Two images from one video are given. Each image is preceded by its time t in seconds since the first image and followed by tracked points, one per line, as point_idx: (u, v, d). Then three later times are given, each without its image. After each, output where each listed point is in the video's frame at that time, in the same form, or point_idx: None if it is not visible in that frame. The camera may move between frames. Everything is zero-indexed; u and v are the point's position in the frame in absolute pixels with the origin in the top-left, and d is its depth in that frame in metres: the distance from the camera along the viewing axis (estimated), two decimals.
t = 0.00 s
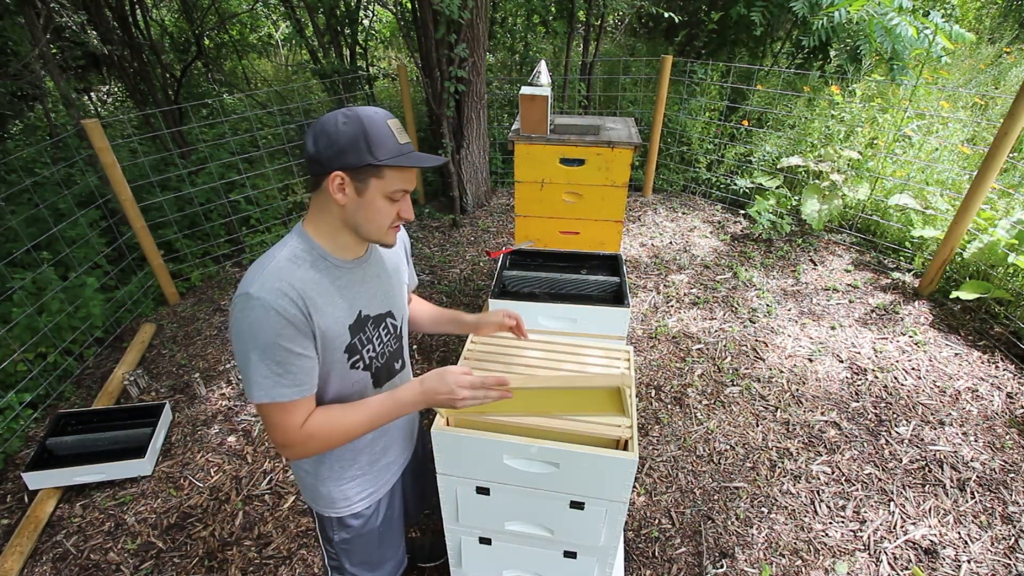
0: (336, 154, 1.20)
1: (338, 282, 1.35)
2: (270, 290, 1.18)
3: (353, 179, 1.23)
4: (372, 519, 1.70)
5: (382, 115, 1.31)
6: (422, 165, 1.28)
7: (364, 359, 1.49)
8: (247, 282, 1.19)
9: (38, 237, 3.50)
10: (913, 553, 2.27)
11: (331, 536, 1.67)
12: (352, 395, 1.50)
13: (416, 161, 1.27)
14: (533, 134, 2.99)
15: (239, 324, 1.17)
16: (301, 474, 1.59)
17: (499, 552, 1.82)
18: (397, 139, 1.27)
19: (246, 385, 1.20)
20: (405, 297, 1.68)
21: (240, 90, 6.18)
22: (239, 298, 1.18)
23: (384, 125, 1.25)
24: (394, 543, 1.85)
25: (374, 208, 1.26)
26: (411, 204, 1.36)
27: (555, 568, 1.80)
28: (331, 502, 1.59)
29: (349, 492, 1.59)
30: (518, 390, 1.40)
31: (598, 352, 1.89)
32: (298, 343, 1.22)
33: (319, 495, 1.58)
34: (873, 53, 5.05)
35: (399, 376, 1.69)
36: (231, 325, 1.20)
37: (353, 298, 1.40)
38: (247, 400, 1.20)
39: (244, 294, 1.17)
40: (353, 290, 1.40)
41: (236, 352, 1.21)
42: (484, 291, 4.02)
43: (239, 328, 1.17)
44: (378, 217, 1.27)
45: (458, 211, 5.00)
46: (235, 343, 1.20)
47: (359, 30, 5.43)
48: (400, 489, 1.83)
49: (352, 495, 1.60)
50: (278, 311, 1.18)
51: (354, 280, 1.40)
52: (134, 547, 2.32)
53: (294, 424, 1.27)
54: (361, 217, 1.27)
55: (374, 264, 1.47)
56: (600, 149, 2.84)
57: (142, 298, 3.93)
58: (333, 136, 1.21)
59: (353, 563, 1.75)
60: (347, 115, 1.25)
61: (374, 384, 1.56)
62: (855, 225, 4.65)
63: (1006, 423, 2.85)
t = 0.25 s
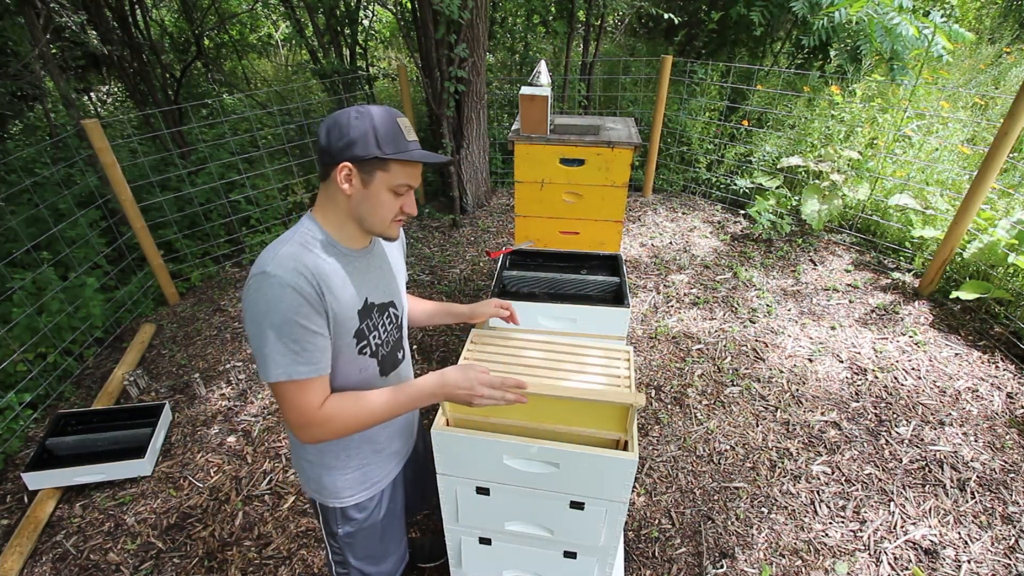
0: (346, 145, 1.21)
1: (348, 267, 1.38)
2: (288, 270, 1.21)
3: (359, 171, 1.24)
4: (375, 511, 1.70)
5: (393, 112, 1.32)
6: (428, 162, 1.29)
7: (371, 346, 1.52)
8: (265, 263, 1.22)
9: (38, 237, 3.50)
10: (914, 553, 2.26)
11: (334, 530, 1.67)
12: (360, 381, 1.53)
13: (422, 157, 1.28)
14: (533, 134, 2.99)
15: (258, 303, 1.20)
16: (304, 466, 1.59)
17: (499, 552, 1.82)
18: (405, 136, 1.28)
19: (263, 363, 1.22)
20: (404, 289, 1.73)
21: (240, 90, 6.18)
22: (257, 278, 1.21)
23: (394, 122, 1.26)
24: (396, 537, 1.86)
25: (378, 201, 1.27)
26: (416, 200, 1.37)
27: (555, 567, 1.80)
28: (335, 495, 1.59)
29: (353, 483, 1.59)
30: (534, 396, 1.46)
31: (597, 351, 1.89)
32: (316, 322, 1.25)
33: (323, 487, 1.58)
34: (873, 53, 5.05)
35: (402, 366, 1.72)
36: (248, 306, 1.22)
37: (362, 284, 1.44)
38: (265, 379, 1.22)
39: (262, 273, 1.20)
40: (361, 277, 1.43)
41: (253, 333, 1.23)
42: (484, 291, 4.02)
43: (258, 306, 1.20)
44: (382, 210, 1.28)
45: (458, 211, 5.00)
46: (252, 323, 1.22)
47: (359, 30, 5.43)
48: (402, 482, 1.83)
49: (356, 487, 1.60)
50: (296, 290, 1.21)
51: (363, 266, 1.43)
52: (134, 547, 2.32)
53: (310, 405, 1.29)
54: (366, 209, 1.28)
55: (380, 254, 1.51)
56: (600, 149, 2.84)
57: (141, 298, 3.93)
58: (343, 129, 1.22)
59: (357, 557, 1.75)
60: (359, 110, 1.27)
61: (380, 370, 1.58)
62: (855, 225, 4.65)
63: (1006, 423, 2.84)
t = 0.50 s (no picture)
0: (349, 141, 1.22)
1: (354, 259, 1.40)
2: (297, 256, 1.22)
3: (362, 166, 1.24)
4: (377, 504, 1.71)
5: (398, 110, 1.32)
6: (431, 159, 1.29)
7: (374, 338, 1.53)
8: (274, 250, 1.23)
9: (38, 237, 3.50)
10: (914, 553, 2.27)
11: (336, 524, 1.67)
12: (363, 373, 1.53)
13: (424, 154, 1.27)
14: (533, 134, 2.99)
15: (267, 289, 1.20)
16: (305, 459, 1.59)
17: (499, 552, 1.82)
18: (409, 133, 1.27)
19: (271, 349, 1.22)
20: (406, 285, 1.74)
21: (240, 90, 6.18)
22: (265, 265, 1.21)
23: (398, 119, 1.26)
24: (397, 531, 1.86)
25: (380, 196, 1.28)
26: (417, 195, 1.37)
27: (555, 567, 1.80)
28: (337, 487, 1.59)
29: (355, 474, 1.60)
30: (534, 404, 1.47)
31: (597, 350, 1.91)
32: (324, 310, 1.26)
33: (325, 480, 1.58)
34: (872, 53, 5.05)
35: (404, 360, 1.73)
36: (256, 292, 1.22)
37: (367, 275, 1.45)
38: (273, 366, 1.22)
39: (272, 260, 1.21)
40: (366, 269, 1.45)
41: (261, 320, 1.23)
42: (484, 291, 4.02)
43: (268, 293, 1.20)
44: (383, 205, 1.29)
45: (458, 211, 5.00)
46: (259, 311, 1.22)
47: (359, 31, 5.43)
48: (402, 476, 1.84)
49: (357, 479, 1.61)
50: (305, 277, 1.23)
51: (367, 258, 1.45)
52: (134, 547, 2.32)
53: (318, 394, 1.29)
54: (368, 203, 1.28)
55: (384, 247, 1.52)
56: (600, 149, 2.84)
57: (141, 298, 3.93)
58: (348, 124, 1.23)
59: (358, 551, 1.75)
60: (365, 107, 1.27)
61: (384, 363, 1.59)
62: (855, 225, 4.65)
63: (1006, 423, 2.84)
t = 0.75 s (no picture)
0: (352, 145, 1.21)
1: (354, 257, 1.40)
2: (298, 254, 1.23)
3: (363, 171, 1.24)
4: (376, 500, 1.71)
5: (405, 118, 1.32)
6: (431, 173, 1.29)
7: (374, 336, 1.53)
8: (274, 249, 1.23)
9: (38, 237, 3.50)
10: (914, 553, 2.27)
11: (336, 520, 1.67)
12: (363, 371, 1.53)
13: (425, 168, 1.28)
14: (533, 134, 2.99)
15: (268, 287, 1.20)
16: (304, 455, 1.59)
17: (499, 552, 1.82)
18: (412, 143, 1.27)
19: (273, 347, 1.22)
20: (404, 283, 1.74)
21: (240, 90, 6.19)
22: (265, 263, 1.22)
23: (404, 129, 1.26)
24: (396, 528, 1.86)
25: (376, 202, 1.28)
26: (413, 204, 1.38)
27: (555, 568, 1.80)
28: (336, 483, 1.59)
29: (354, 470, 1.60)
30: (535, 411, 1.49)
31: (597, 351, 1.92)
32: (325, 308, 1.26)
33: (324, 476, 1.58)
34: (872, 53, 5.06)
35: (403, 357, 1.74)
36: (257, 291, 1.22)
37: (367, 273, 1.45)
38: (274, 364, 1.22)
39: (272, 259, 1.21)
40: (366, 267, 1.45)
41: (262, 318, 1.23)
42: (484, 291, 4.02)
43: (268, 291, 1.20)
44: (379, 211, 1.29)
45: (457, 211, 5.01)
46: (260, 309, 1.23)
47: (359, 31, 5.43)
48: (401, 473, 1.84)
49: (355, 474, 1.61)
50: (306, 275, 1.23)
51: (367, 256, 1.45)
52: (134, 547, 2.32)
53: (320, 391, 1.29)
54: (364, 207, 1.29)
55: (385, 246, 1.53)
56: (599, 149, 2.84)
57: (142, 298, 3.93)
58: (352, 128, 1.22)
59: (358, 548, 1.75)
60: (372, 111, 1.26)
61: (383, 360, 1.59)
62: (855, 225, 4.65)
63: (1006, 423, 2.84)
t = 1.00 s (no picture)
0: (352, 151, 1.21)
1: (354, 259, 1.40)
2: (298, 256, 1.23)
3: (361, 179, 1.24)
4: (375, 498, 1.71)
5: (409, 127, 1.31)
6: (428, 188, 1.29)
7: (374, 335, 1.54)
8: (274, 251, 1.23)
9: (38, 237, 3.51)
10: (914, 553, 2.27)
11: (335, 519, 1.67)
12: (364, 370, 1.54)
13: (422, 183, 1.28)
14: (533, 135, 2.99)
15: (269, 289, 1.20)
16: (303, 454, 1.60)
17: (499, 552, 1.82)
18: (412, 156, 1.27)
19: (274, 349, 1.22)
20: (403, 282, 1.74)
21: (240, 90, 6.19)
22: (266, 265, 1.21)
23: (405, 140, 1.25)
24: (395, 526, 1.86)
25: (372, 211, 1.28)
26: (410, 213, 1.38)
27: (555, 568, 1.80)
28: (336, 481, 1.59)
29: (354, 468, 1.60)
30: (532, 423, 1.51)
31: (597, 351, 1.93)
32: (327, 310, 1.27)
33: (323, 474, 1.58)
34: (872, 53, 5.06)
35: (402, 357, 1.74)
36: (257, 293, 1.22)
37: (366, 274, 1.46)
38: (276, 365, 1.22)
39: (272, 261, 1.21)
40: (365, 267, 1.45)
41: (263, 320, 1.23)
42: (484, 291, 4.02)
43: (269, 293, 1.20)
44: (374, 219, 1.29)
45: (457, 211, 5.01)
46: (261, 311, 1.23)
47: (359, 31, 5.44)
48: (400, 470, 1.85)
49: (354, 472, 1.61)
50: (307, 277, 1.23)
51: (367, 257, 1.45)
52: (134, 547, 2.32)
53: (322, 392, 1.29)
54: (360, 214, 1.29)
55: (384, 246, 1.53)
56: (600, 149, 2.84)
57: (142, 299, 3.94)
58: (354, 133, 1.22)
59: (358, 546, 1.75)
60: (376, 118, 1.26)
61: (383, 360, 1.60)
62: (855, 225, 4.65)
63: (1006, 423, 2.84)
